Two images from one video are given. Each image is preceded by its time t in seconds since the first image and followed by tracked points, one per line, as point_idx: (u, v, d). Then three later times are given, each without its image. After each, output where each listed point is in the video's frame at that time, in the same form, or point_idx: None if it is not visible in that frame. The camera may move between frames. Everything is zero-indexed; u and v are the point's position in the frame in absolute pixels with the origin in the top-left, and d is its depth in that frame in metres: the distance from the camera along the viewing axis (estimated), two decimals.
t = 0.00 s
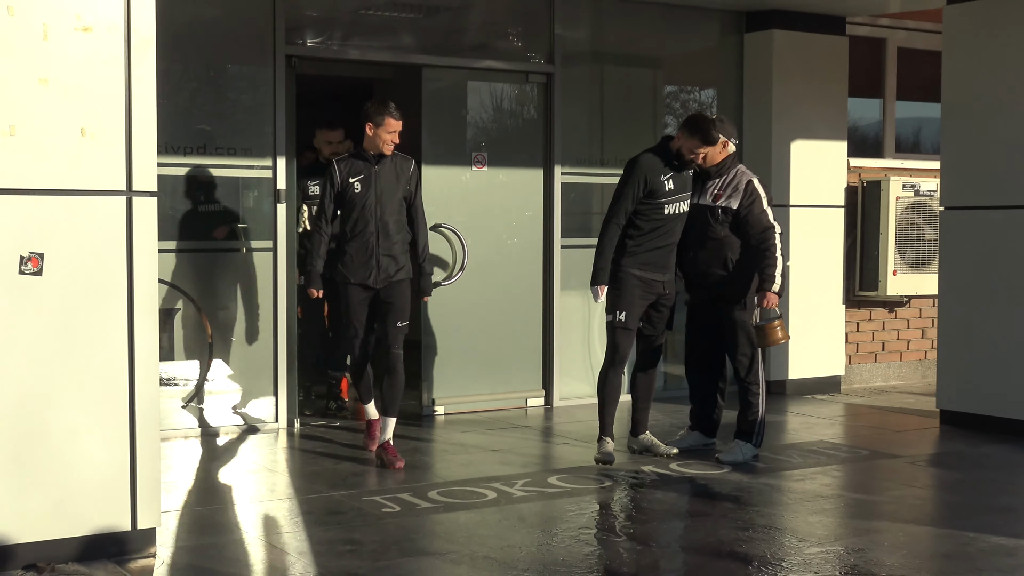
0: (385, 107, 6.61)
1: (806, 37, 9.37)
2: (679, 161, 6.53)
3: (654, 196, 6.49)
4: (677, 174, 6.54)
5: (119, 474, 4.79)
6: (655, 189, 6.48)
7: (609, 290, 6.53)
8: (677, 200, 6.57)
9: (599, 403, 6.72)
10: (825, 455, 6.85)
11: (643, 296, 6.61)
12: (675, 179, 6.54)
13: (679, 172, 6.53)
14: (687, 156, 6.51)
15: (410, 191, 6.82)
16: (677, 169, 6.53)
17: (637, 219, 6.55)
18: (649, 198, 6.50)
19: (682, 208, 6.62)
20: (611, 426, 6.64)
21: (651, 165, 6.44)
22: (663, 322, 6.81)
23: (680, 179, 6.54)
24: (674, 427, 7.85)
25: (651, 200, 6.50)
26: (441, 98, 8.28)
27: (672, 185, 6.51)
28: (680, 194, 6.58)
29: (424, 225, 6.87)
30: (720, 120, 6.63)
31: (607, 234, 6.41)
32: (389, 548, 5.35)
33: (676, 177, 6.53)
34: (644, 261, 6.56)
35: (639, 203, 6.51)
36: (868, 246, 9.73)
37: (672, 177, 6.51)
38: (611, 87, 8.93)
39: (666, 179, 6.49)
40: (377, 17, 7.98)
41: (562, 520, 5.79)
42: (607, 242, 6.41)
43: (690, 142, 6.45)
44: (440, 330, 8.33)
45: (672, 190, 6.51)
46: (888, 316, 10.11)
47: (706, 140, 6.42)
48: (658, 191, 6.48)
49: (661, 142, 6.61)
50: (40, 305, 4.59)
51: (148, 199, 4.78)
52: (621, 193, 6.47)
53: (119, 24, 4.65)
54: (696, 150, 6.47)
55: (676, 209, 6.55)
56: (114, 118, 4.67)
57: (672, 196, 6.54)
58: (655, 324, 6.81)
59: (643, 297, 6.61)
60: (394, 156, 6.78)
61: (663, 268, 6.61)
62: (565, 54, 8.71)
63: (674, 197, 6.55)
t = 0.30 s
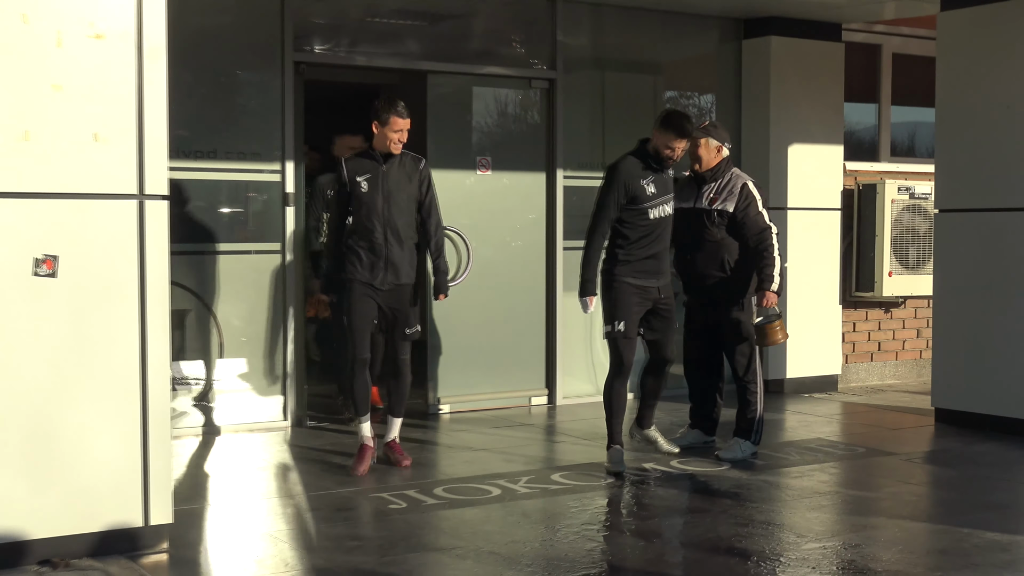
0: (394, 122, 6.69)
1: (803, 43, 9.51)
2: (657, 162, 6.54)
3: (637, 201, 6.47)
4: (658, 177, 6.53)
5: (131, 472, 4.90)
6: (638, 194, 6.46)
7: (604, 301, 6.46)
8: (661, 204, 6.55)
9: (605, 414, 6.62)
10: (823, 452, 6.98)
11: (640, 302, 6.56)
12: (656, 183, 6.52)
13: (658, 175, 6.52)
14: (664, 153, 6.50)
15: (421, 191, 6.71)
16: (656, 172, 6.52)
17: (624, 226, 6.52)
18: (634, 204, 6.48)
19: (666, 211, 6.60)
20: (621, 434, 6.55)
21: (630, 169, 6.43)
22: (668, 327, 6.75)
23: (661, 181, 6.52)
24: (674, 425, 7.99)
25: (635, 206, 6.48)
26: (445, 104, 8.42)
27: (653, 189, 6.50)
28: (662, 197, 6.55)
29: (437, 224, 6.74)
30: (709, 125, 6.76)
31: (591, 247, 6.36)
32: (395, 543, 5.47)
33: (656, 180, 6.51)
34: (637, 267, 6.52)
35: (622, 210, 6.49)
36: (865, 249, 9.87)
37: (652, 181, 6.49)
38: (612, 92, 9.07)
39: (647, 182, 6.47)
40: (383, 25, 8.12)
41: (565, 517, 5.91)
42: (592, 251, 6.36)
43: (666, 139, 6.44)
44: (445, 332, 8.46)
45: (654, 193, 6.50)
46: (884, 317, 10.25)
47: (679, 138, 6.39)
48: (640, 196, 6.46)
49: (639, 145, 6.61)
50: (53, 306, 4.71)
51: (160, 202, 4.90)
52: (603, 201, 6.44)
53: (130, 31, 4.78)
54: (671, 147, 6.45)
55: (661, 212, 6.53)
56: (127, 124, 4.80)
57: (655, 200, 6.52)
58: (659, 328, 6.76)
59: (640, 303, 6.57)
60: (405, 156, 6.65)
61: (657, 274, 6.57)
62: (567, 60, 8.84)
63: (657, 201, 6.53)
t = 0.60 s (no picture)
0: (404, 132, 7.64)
1: (812, 47, 9.61)
2: (653, 161, 6.38)
3: (627, 199, 6.32)
4: (653, 176, 6.37)
5: (152, 470, 4.99)
6: (631, 193, 6.31)
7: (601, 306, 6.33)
8: (658, 203, 6.38)
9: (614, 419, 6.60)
10: (833, 450, 7.07)
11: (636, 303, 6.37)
12: (652, 181, 6.36)
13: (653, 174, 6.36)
14: (654, 144, 6.31)
15: (427, 196, 6.47)
16: (652, 171, 6.36)
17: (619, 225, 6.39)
18: (628, 204, 6.33)
19: (667, 211, 6.42)
20: (627, 433, 6.58)
21: (622, 168, 6.29)
22: (676, 333, 6.43)
23: (656, 180, 6.36)
24: (685, 424, 8.08)
25: (627, 204, 6.33)
26: (460, 108, 8.53)
27: (647, 187, 6.33)
28: (657, 195, 6.38)
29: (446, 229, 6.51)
30: (716, 129, 6.84)
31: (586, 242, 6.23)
32: (411, 540, 5.57)
33: (649, 177, 6.34)
34: (632, 269, 6.34)
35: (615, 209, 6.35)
36: (873, 251, 9.97)
37: (645, 178, 6.33)
38: (624, 96, 9.18)
39: (640, 181, 6.32)
40: (397, 30, 8.24)
41: (577, 514, 6.01)
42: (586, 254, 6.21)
43: (656, 130, 6.25)
44: (459, 333, 8.57)
45: (649, 192, 6.33)
46: (893, 317, 10.36)
47: (668, 127, 6.19)
48: (632, 194, 6.31)
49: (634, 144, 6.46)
50: (77, 308, 4.81)
51: (180, 205, 5.00)
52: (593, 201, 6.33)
53: (152, 37, 4.88)
54: (660, 137, 6.26)
55: (655, 210, 6.35)
56: (147, 128, 4.90)
57: (650, 199, 6.35)
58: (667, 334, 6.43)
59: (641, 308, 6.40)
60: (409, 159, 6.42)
61: (659, 276, 6.34)
62: (579, 64, 8.95)
63: (651, 199, 6.35)
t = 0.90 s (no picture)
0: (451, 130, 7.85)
1: (825, 48, 9.60)
2: (670, 163, 6.21)
3: (636, 200, 6.19)
4: (666, 179, 6.18)
5: (166, 471, 4.99)
6: (639, 194, 6.17)
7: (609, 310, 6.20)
8: (669, 208, 6.18)
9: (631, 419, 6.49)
10: (847, 452, 7.06)
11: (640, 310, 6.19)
12: (664, 185, 6.17)
13: (665, 178, 6.18)
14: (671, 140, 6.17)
15: (431, 193, 6.12)
16: (665, 175, 6.19)
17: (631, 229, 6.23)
18: (636, 205, 6.20)
19: (682, 218, 6.19)
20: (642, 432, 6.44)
21: (632, 168, 6.18)
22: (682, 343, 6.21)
23: (667, 185, 6.17)
24: (698, 425, 8.07)
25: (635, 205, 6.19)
26: (472, 109, 8.55)
27: (656, 190, 6.16)
28: (669, 201, 6.18)
29: (448, 230, 6.16)
30: (732, 129, 6.84)
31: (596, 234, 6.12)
32: (424, 541, 5.55)
33: (659, 180, 6.17)
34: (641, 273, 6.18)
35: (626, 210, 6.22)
36: (887, 252, 9.96)
37: (656, 180, 6.17)
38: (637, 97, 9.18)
39: (649, 182, 6.17)
40: (411, 31, 8.24)
41: (590, 515, 6.00)
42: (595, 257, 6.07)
43: (670, 121, 6.14)
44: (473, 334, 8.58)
45: (658, 195, 6.16)
46: (907, 318, 10.35)
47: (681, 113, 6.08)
48: (641, 195, 6.17)
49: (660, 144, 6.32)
50: (91, 309, 4.81)
51: (194, 206, 4.99)
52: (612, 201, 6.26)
53: (165, 38, 4.87)
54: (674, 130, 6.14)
55: (662, 215, 6.15)
56: (162, 130, 4.89)
57: (660, 202, 6.17)
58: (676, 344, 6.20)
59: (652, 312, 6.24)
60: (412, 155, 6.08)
61: (663, 283, 6.14)
62: (592, 66, 8.95)
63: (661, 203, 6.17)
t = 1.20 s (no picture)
0: (500, 121, 7.53)
1: (838, 48, 9.60)
2: (671, 153, 5.73)
3: (636, 190, 5.78)
4: (665, 169, 5.72)
5: (180, 471, 4.95)
6: (636, 184, 5.77)
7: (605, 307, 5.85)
8: (667, 199, 5.70)
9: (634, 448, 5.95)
10: (859, 453, 7.05)
11: (644, 311, 5.76)
12: (662, 175, 5.72)
13: (663, 168, 5.72)
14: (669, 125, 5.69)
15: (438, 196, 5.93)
16: (665, 164, 5.72)
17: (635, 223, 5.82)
18: (636, 196, 5.79)
19: (683, 211, 5.70)
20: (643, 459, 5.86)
21: (631, 157, 5.81)
22: (693, 349, 5.82)
23: (665, 174, 5.71)
24: (711, 426, 8.07)
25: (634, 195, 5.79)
26: (485, 109, 8.57)
27: (653, 180, 5.72)
28: (669, 191, 5.71)
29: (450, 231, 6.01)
30: (745, 130, 6.86)
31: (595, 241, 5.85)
32: (437, 541, 5.49)
33: (657, 169, 5.72)
34: (643, 270, 5.76)
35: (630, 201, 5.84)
36: (901, 253, 9.95)
37: (653, 169, 5.73)
38: (650, 97, 9.18)
39: (646, 171, 5.74)
40: (424, 31, 8.26)
41: (603, 514, 5.97)
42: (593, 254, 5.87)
43: (666, 104, 5.69)
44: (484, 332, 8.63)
45: (654, 185, 5.72)
46: (921, 319, 10.34)
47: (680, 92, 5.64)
48: (638, 185, 5.76)
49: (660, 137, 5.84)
50: (105, 311, 4.78)
51: (207, 207, 4.98)
52: (620, 194, 5.88)
53: (179, 39, 4.86)
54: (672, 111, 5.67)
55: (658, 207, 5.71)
56: (174, 130, 4.88)
57: (657, 193, 5.72)
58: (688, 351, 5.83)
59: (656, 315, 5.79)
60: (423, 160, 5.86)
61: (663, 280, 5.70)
62: (605, 66, 8.95)
63: (660, 193, 5.72)
